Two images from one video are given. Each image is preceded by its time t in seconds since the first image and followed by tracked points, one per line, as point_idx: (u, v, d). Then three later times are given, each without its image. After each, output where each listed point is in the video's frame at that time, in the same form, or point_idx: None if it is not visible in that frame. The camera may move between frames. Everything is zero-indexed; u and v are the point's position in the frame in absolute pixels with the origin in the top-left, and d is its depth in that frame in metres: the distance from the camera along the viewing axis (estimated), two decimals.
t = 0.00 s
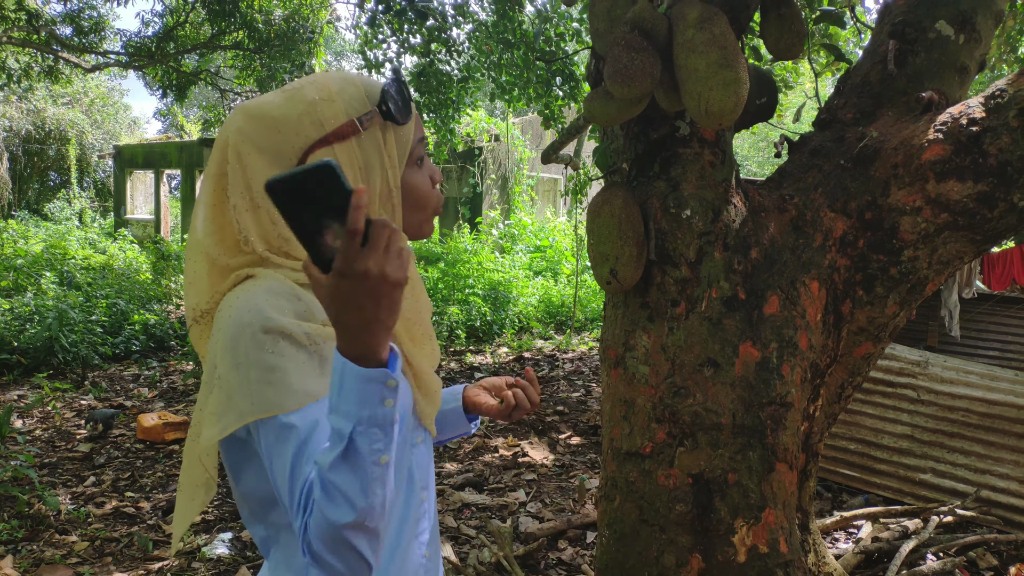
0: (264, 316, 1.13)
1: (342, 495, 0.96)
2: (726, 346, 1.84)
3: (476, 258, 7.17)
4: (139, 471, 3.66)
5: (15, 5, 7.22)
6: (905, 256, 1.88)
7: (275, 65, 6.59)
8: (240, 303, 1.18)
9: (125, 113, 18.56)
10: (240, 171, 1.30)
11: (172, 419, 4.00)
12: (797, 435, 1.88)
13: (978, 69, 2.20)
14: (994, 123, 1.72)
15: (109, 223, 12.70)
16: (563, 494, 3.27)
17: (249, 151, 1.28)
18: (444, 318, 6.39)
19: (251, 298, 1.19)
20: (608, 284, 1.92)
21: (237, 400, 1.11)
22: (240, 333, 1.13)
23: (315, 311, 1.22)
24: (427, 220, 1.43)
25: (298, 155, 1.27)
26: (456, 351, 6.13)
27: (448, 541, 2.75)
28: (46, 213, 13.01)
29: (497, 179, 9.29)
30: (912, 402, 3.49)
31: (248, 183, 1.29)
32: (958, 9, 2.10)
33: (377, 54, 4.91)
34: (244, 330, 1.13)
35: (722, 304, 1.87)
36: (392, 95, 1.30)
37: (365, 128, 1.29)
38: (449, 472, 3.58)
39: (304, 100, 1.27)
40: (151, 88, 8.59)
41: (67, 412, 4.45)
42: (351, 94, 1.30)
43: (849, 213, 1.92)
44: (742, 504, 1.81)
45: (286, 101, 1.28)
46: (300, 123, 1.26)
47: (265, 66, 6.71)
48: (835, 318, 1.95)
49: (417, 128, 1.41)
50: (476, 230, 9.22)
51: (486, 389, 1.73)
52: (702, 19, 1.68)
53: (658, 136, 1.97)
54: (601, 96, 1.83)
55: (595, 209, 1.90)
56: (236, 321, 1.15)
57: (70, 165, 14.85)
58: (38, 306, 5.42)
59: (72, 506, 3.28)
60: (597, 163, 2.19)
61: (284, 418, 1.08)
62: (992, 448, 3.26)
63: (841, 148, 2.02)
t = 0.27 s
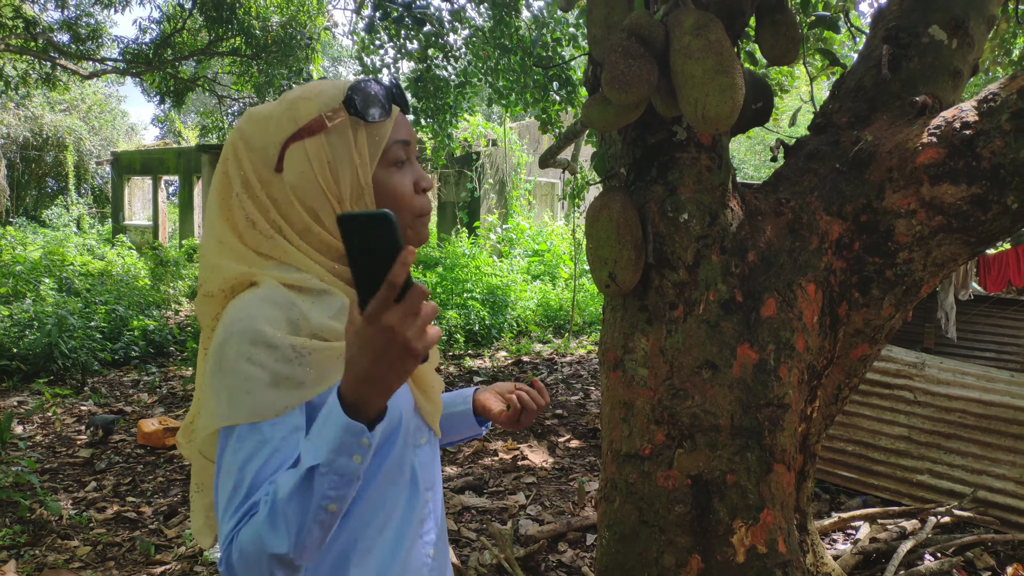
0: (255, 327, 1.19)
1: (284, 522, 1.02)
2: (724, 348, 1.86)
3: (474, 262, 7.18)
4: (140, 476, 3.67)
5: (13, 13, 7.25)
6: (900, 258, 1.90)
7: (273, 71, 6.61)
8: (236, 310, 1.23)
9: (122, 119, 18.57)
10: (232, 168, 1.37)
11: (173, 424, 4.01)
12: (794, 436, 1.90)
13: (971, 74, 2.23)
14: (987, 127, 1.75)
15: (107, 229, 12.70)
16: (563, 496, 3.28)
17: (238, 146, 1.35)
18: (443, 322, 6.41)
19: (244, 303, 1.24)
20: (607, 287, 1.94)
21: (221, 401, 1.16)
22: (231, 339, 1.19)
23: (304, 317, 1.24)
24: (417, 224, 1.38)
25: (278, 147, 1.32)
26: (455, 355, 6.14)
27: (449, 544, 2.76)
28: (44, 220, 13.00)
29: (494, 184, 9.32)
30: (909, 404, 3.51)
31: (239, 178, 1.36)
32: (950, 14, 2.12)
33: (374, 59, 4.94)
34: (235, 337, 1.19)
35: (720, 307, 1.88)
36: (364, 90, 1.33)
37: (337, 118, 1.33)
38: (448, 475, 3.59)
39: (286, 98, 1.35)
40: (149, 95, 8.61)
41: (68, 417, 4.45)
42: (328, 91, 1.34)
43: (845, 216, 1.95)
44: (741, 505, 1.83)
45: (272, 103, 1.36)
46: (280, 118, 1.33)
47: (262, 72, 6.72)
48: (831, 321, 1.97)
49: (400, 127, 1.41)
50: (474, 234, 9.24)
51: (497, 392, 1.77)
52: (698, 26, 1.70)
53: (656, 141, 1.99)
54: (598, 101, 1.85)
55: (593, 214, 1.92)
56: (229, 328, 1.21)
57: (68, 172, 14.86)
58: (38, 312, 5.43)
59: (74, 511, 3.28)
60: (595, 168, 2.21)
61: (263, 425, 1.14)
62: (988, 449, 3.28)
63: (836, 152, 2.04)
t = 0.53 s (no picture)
0: (261, 319, 1.22)
1: (320, 544, 1.12)
2: (723, 350, 1.88)
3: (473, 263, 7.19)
4: (141, 471, 3.68)
5: (16, 10, 7.26)
6: (898, 262, 1.92)
7: (275, 71, 6.62)
8: (242, 302, 1.27)
9: (123, 117, 18.57)
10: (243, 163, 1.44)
11: (173, 421, 4.02)
12: (792, 438, 1.91)
13: (970, 80, 2.25)
14: (986, 133, 1.77)
15: (107, 227, 12.70)
16: (561, 496, 3.29)
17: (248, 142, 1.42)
18: (442, 322, 6.40)
19: (253, 293, 1.28)
20: (608, 287, 1.96)
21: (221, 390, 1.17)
22: (234, 329, 1.22)
23: (314, 309, 1.30)
24: (414, 220, 1.47)
25: (283, 142, 1.38)
26: (454, 355, 6.15)
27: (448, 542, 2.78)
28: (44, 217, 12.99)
29: (495, 185, 9.33)
30: (906, 408, 3.54)
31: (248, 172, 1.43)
32: (950, 21, 2.15)
33: (376, 60, 4.96)
34: (242, 328, 1.22)
35: (719, 308, 1.90)
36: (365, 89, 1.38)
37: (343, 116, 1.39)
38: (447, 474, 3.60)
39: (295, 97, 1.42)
40: (150, 93, 8.62)
41: (68, 413, 4.46)
42: (332, 90, 1.40)
43: (844, 220, 1.97)
44: (738, 505, 1.84)
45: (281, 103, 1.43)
46: (288, 115, 1.39)
47: (264, 71, 6.74)
48: (830, 323, 1.99)
49: (400, 128, 1.44)
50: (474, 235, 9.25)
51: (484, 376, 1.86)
52: (701, 30, 1.72)
53: (657, 144, 2.01)
54: (601, 104, 1.86)
55: (595, 215, 1.94)
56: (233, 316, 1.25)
57: (68, 169, 14.86)
58: (39, 308, 5.43)
59: (75, 506, 3.29)
60: (597, 170, 2.23)
61: (262, 416, 1.16)
62: (984, 453, 3.30)
63: (836, 157, 2.06)
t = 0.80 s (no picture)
0: (283, 312, 1.23)
1: (372, 489, 1.12)
2: (728, 350, 1.89)
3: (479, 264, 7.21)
4: (149, 468, 3.71)
5: (26, 11, 7.32)
6: (903, 264, 1.93)
7: (283, 72, 6.65)
8: (258, 295, 1.27)
9: (131, 117, 18.68)
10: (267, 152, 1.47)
11: (181, 419, 4.05)
12: (797, 438, 1.92)
13: (976, 83, 2.25)
14: (991, 135, 1.78)
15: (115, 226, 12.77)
16: (566, 496, 3.30)
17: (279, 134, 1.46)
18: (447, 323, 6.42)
19: (267, 288, 1.27)
20: (613, 288, 1.97)
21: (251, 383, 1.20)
22: (254, 321, 1.23)
23: (325, 302, 1.30)
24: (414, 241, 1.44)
25: (312, 136, 1.43)
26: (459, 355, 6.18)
27: (453, 541, 2.79)
28: (53, 216, 13.08)
29: (500, 186, 9.36)
30: (912, 410, 3.53)
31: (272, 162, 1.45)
32: (956, 24, 2.15)
33: (383, 61, 4.98)
34: (263, 323, 1.22)
35: (725, 309, 1.91)
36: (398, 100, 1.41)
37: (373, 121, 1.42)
38: (452, 473, 3.62)
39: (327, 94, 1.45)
40: (158, 93, 8.68)
41: (77, 411, 4.50)
42: (367, 94, 1.44)
43: (849, 222, 1.97)
44: (743, 505, 1.85)
45: (318, 95, 1.47)
46: (320, 112, 1.43)
47: (272, 72, 6.78)
48: (835, 324, 1.99)
49: (425, 147, 1.45)
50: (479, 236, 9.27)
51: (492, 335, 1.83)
52: (707, 33, 1.73)
53: (663, 145, 2.02)
54: (608, 106, 1.88)
55: (601, 216, 1.95)
56: (251, 307, 1.26)
57: (77, 169, 14.96)
58: (48, 307, 5.48)
59: (85, 502, 3.32)
60: (603, 171, 2.24)
61: (294, 406, 1.18)
62: (990, 455, 3.30)
63: (842, 159, 2.07)
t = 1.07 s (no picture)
0: (295, 313, 1.25)
1: (397, 510, 1.20)
2: (733, 350, 1.90)
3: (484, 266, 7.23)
4: (159, 471, 3.73)
5: (33, 19, 7.39)
6: (907, 262, 1.94)
7: (288, 76, 6.69)
8: (270, 297, 1.29)
9: (138, 123, 18.79)
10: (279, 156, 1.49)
11: (190, 422, 4.07)
12: (802, 436, 1.93)
13: (979, 81, 2.26)
14: (994, 133, 1.78)
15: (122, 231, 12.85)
16: (572, 496, 3.31)
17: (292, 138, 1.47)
18: (453, 324, 6.44)
19: (281, 289, 1.30)
20: (618, 288, 1.98)
21: (258, 384, 1.20)
22: (265, 323, 1.25)
23: (336, 305, 1.33)
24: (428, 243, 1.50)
25: (325, 142, 1.44)
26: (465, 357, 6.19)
27: (461, 541, 2.81)
28: (61, 222, 13.16)
29: (504, 188, 9.38)
30: (918, 408, 3.54)
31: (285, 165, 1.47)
32: (958, 23, 2.16)
33: (387, 65, 5.01)
34: (275, 325, 1.24)
35: (729, 309, 1.92)
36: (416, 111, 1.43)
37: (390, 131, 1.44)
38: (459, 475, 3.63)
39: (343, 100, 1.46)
40: (164, 99, 8.73)
41: (87, 414, 4.54)
42: (383, 103, 1.44)
43: (853, 221, 1.98)
44: (749, 503, 1.86)
45: (332, 100, 1.48)
46: (335, 118, 1.44)
47: (276, 77, 6.81)
48: (839, 323, 2.00)
49: (435, 156, 1.48)
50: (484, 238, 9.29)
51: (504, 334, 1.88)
52: (709, 35, 1.75)
53: (667, 146, 2.03)
54: (611, 108, 1.89)
55: (605, 217, 1.96)
56: (262, 310, 1.28)
57: (84, 174, 15.06)
58: (57, 311, 5.52)
59: (95, 504, 3.35)
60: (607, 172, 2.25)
61: (301, 408, 1.19)
62: (997, 454, 3.29)
63: (845, 158, 2.08)
